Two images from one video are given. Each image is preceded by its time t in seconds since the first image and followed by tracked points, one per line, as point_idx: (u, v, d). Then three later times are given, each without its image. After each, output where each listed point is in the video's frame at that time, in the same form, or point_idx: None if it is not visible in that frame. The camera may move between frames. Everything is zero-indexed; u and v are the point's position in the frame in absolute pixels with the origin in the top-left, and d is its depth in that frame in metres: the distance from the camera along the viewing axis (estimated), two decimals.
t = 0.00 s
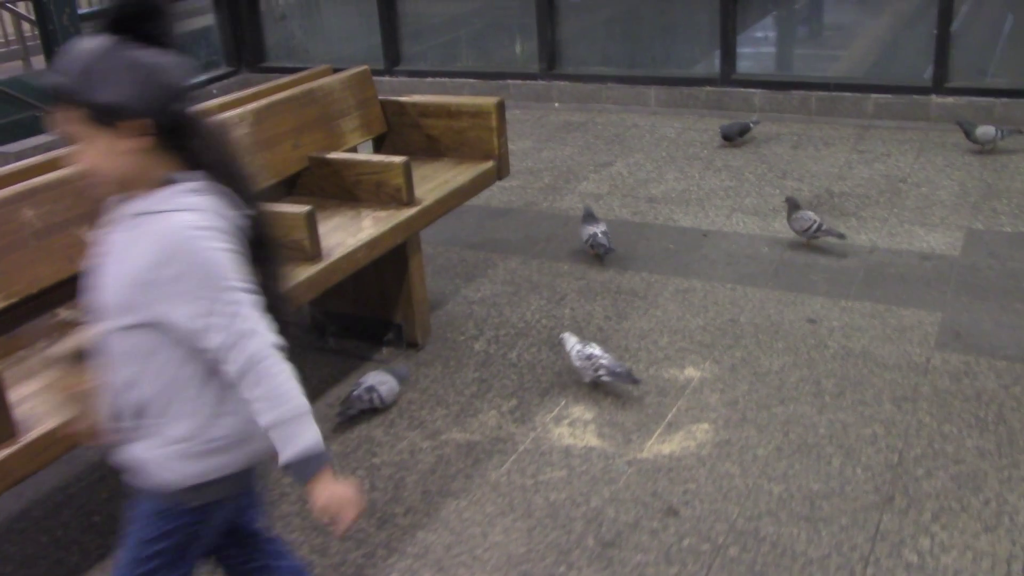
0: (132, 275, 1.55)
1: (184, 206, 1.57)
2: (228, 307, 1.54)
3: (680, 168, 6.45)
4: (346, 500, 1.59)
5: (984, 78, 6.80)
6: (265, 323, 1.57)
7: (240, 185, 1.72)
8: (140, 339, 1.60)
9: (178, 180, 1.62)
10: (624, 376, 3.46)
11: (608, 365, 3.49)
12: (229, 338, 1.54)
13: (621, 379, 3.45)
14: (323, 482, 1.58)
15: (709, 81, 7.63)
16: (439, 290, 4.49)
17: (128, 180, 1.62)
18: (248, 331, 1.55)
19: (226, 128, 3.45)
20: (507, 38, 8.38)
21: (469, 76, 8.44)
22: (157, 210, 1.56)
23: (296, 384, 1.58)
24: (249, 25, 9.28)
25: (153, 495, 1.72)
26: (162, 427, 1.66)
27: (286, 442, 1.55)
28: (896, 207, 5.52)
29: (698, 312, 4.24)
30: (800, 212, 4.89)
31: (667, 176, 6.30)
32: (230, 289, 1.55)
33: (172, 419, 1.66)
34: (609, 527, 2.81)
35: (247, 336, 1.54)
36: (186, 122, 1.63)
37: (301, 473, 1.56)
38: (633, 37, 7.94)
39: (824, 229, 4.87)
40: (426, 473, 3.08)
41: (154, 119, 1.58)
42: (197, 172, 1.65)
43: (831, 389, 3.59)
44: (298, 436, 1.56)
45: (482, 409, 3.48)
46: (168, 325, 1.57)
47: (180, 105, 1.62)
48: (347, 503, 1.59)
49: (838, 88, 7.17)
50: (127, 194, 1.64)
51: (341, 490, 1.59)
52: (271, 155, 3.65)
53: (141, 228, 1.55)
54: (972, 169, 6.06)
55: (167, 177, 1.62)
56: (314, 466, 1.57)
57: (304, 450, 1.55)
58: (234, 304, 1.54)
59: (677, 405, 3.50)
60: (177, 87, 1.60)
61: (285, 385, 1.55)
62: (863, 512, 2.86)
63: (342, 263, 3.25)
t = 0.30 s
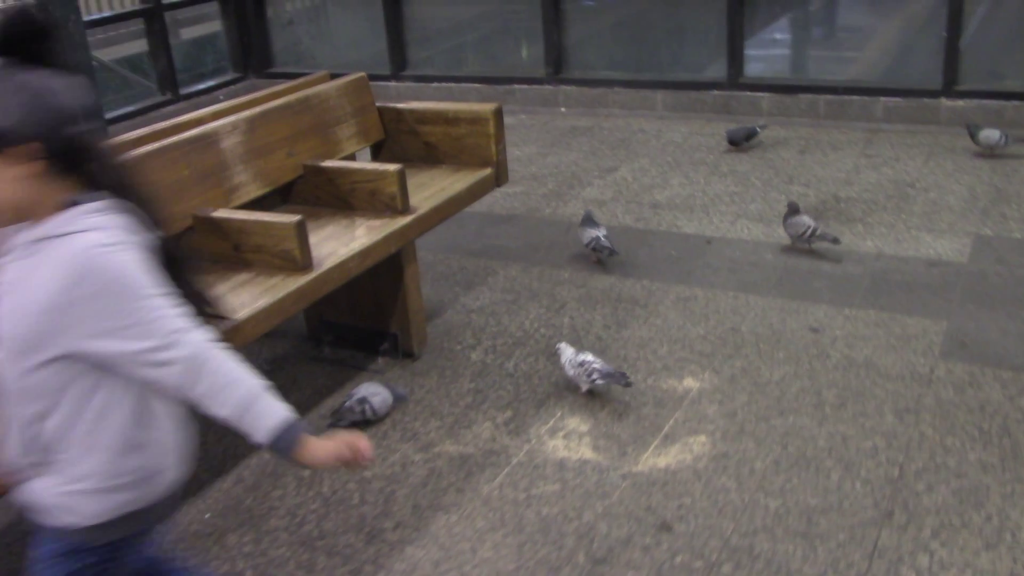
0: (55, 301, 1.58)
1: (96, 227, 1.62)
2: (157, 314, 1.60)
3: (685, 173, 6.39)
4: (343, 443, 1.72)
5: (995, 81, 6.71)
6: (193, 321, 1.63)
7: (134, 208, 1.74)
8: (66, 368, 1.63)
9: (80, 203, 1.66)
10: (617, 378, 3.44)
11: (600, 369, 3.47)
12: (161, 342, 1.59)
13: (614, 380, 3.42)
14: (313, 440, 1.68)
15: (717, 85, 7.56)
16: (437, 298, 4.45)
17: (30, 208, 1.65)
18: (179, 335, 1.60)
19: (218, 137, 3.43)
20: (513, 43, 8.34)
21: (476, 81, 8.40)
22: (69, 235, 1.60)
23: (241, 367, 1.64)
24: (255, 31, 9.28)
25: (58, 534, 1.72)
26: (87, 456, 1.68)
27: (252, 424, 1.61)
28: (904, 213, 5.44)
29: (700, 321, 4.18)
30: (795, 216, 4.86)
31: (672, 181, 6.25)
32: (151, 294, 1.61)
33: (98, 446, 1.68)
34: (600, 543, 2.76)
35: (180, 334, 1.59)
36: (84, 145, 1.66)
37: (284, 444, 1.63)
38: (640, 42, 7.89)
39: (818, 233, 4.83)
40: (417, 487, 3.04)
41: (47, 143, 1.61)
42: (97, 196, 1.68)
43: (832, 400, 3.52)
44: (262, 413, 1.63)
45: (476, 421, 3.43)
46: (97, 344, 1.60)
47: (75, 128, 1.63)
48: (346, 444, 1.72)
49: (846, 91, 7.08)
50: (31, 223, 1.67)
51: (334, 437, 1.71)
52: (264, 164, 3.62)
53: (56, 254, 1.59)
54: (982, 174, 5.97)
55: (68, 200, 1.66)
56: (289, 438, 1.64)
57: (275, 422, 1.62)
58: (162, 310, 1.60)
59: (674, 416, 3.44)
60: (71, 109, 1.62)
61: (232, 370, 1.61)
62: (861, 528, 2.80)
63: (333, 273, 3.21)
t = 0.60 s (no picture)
0: None
1: (30, 238, 1.54)
2: (99, 322, 1.51)
3: (690, 178, 6.36)
4: (306, 435, 1.68)
5: (1003, 84, 6.65)
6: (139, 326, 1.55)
7: (79, 218, 1.72)
8: (12, 375, 1.57)
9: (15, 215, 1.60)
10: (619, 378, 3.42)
11: (599, 372, 3.45)
12: (109, 351, 1.51)
13: (616, 381, 3.41)
14: (274, 437, 1.64)
15: (723, 88, 7.52)
16: (437, 305, 4.43)
17: None
18: (124, 342, 1.52)
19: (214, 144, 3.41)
20: (519, 47, 8.32)
21: (482, 85, 8.39)
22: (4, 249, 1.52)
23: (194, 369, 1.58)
24: (262, 35, 9.30)
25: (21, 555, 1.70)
26: (43, 474, 1.65)
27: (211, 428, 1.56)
28: (911, 218, 5.39)
29: (701, 328, 4.15)
30: (792, 221, 4.82)
31: (677, 186, 6.21)
32: (96, 298, 1.52)
33: (53, 462, 1.65)
34: (595, 555, 2.73)
35: (129, 341, 1.51)
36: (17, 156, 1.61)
37: (244, 447, 1.59)
38: (646, 45, 7.86)
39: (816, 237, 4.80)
40: (412, 496, 3.02)
41: None
42: (32, 206, 1.62)
43: (833, 409, 3.48)
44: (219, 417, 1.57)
45: (473, 429, 3.41)
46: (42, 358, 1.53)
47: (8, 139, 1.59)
48: (310, 435, 1.68)
49: (853, 95, 7.04)
50: None
51: (296, 431, 1.67)
52: (261, 170, 3.60)
53: None
54: (991, 178, 5.92)
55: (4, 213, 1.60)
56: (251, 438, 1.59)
57: (234, 425, 1.57)
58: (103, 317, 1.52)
59: (673, 425, 3.41)
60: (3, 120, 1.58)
61: (184, 375, 1.55)
62: (860, 540, 2.76)
63: (328, 280, 3.18)
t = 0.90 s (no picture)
0: None
1: None
2: (54, 332, 1.59)
3: (697, 182, 6.32)
4: (256, 453, 1.72)
5: (1015, 86, 6.58)
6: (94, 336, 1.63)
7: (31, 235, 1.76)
8: None
9: None
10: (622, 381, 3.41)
11: (602, 376, 3.43)
12: (63, 359, 1.58)
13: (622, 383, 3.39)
14: (222, 453, 1.68)
15: (732, 91, 7.47)
16: (439, 310, 4.41)
17: None
18: (78, 352, 1.59)
19: (212, 150, 3.40)
20: (527, 50, 8.30)
21: (490, 88, 8.37)
22: None
23: (146, 380, 1.64)
24: (271, 38, 9.32)
25: None
26: (14, 477, 1.74)
27: (160, 437, 1.61)
28: (919, 223, 5.34)
29: (703, 335, 4.11)
30: (793, 225, 4.82)
31: (683, 190, 6.17)
32: (53, 308, 1.61)
33: (20, 463, 1.74)
34: (590, 567, 2.70)
35: (83, 349, 1.59)
36: None
37: (190, 459, 1.63)
38: (654, 48, 7.82)
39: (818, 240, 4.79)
40: (407, 505, 3.00)
41: None
42: None
43: (836, 418, 3.44)
44: (166, 428, 1.62)
45: (472, 437, 3.38)
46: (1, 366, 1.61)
47: None
48: (259, 454, 1.72)
49: (862, 98, 6.98)
50: None
51: (247, 448, 1.71)
52: (260, 176, 3.59)
53: None
54: (1001, 182, 5.85)
55: None
56: (200, 451, 1.65)
57: (180, 436, 1.62)
58: (58, 327, 1.59)
59: (672, 433, 3.38)
60: None
61: (136, 386, 1.62)
62: (859, 553, 2.72)
63: (325, 287, 3.16)
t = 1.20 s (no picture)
0: None
1: None
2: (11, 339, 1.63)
3: (706, 188, 6.28)
4: (198, 479, 1.71)
5: None
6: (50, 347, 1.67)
7: None
8: None
9: None
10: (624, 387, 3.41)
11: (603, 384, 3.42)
12: (16, 365, 1.62)
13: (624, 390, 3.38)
14: (162, 475, 1.69)
15: (743, 97, 7.43)
16: (442, 317, 4.40)
17: None
18: (33, 359, 1.64)
19: (214, 155, 3.40)
20: (538, 54, 8.28)
21: (501, 91, 8.36)
22: None
23: (96, 392, 1.67)
24: (283, 41, 9.34)
25: None
26: None
27: (106, 450, 1.64)
28: (930, 232, 5.28)
29: (707, 344, 4.08)
30: (799, 231, 4.77)
31: (692, 197, 6.14)
32: (12, 316, 1.66)
33: None
34: None
35: (36, 357, 1.63)
36: None
37: (128, 478, 1.65)
38: (666, 52, 7.78)
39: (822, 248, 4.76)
40: (404, 515, 2.98)
41: None
42: None
43: (840, 431, 3.41)
44: (112, 443, 1.65)
45: (471, 445, 3.37)
46: None
47: None
48: (203, 479, 1.71)
49: (875, 104, 6.93)
50: None
51: (191, 472, 1.71)
52: (263, 181, 3.59)
53: None
54: (1014, 191, 5.79)
55: None
56: (144, 466, 1.67)
57: (121, 453, 1.64)
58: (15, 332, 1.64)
59: (673, 444, 3.35)
60: None
61: (86, 398, 1.64)
62: (858, 570, 2.69)
63: (325, 294, 3.15)
